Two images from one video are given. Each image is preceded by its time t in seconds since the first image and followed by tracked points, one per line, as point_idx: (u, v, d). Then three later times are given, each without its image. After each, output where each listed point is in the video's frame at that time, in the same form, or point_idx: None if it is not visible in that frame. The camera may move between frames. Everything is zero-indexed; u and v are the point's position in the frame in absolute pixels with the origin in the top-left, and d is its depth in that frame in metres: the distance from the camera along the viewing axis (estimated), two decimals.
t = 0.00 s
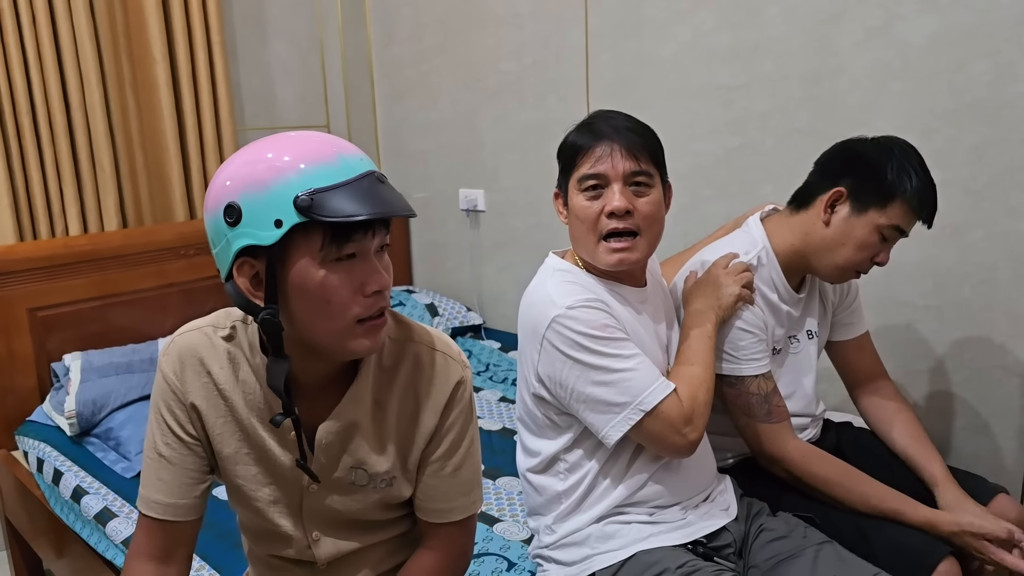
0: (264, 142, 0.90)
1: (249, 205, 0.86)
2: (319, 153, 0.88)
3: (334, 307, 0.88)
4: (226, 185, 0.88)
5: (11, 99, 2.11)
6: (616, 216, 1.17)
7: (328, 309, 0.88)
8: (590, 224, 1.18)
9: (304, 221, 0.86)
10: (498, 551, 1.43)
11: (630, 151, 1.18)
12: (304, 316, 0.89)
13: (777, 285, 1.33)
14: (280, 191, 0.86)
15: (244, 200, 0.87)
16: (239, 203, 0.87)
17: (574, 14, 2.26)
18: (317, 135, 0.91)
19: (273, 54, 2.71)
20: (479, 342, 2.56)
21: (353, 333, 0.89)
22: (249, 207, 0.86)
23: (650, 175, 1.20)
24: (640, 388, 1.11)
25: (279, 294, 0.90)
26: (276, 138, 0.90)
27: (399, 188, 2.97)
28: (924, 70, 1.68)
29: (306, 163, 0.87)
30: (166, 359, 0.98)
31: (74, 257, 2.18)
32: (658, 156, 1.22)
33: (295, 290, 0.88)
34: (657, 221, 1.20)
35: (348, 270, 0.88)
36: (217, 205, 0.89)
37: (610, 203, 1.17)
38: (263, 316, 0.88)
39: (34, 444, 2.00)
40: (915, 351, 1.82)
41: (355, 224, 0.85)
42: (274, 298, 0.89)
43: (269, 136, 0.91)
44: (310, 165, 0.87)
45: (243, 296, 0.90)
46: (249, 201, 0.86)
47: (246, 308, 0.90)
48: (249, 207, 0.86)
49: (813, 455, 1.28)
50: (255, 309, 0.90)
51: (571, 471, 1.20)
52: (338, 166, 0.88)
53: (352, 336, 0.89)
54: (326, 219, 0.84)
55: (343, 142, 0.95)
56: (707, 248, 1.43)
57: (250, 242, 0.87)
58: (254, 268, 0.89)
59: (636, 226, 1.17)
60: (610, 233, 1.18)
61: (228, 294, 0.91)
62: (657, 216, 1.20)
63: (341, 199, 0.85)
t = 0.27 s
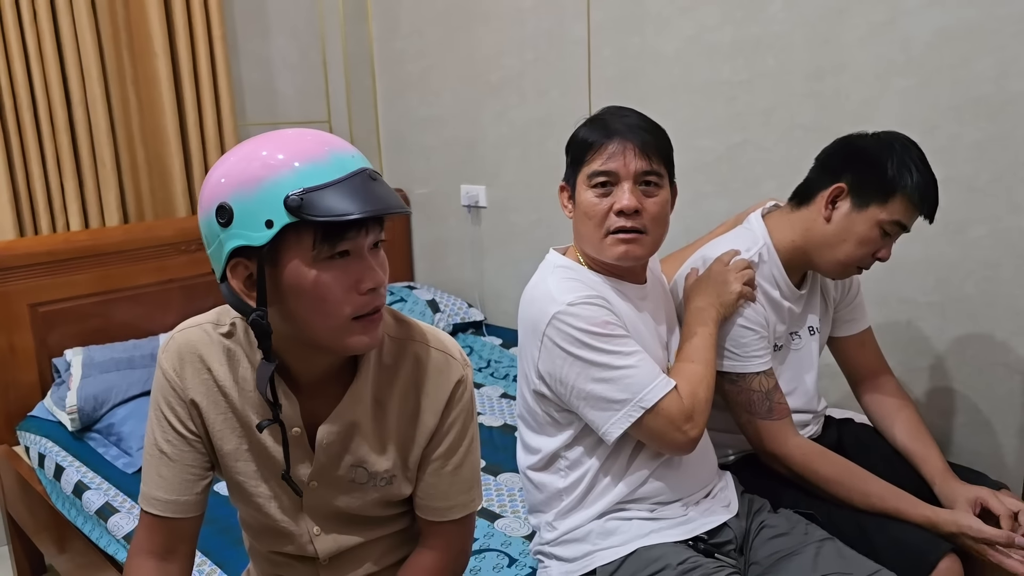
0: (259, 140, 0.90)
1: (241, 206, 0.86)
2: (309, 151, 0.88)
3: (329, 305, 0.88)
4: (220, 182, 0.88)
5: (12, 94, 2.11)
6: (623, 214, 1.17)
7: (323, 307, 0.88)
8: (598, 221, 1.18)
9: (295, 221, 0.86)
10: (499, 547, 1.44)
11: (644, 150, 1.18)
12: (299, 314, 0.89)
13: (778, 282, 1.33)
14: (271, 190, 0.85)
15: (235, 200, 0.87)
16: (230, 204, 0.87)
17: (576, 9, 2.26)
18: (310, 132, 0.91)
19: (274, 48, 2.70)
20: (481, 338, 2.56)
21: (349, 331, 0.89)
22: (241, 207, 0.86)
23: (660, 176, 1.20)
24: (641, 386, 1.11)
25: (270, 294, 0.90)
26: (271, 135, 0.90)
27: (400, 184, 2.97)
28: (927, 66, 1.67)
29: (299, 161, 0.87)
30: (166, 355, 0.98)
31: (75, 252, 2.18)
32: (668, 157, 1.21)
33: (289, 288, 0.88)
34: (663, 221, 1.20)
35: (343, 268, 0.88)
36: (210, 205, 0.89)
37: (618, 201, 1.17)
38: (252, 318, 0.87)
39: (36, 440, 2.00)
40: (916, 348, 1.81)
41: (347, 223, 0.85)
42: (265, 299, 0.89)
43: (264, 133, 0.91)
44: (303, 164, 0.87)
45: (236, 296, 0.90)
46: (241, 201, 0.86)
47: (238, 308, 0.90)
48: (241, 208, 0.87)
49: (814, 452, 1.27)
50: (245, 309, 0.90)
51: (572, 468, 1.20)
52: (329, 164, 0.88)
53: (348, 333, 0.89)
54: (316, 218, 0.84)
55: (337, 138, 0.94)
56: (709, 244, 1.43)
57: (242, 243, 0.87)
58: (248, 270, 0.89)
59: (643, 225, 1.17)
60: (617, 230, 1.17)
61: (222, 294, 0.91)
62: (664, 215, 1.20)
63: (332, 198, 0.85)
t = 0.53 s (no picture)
0: (252, 133, 0.89)
1: (228, 202, 0.86)
2: (296, 146, 0.87)
3: (317, 302, 0.87)
4: (214, 175, 0.88)
5: (11, 88, 2.10)
6: (627, 209, 1.16)
7: (310, 303, 0.87)
8: (601, 215, 1.18)
9: (279, 218, 0.85)
10: (499, 542, 1.43)
11: (647, 145, 1.17)
12: (290, 310, 0.88)
13: (781, 277, 1.33)
14: (257, 186, 0.85)
15: (222, 196, 0.86)
16: (218, 200, 0.87)
17: (578, 3, 2.25)
18: (301, 126, 0.91)
19: (275, 42, 2.69)
20: (481, 333, 2.56)
21: (338, 327, 0.89)
22: (227, 203, 0.86)
23: (664, 170, 1.19)
24: (643, 381, 1.10)
25: (258, 290, 0.90)
26: (264, 129, 0.90)
27: (401, 179, 2.96)
28: (930, 61, 1.67)
29: (290, 155, 0.86)
30: (163, 347, 0.98)
31: (75, 246, 2.17)
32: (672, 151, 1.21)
33: (277, 285, 0.88)
34: (666, 217, 1.19)
35: (330, 264, 0.87)
36: (199, 200, 0.89)
37: (622, 196, 1.16)
38: (242, 313, 0.88)
39: (35, 434, 2.00)
40: (918, 344, 1.81)
41: (333, 219, 0.84)
42: (252, 295, 0.89)
43: (258, 127, 0.91)
44: (296, 159, 0.86)
45: (225, 293, 0.91)
46: (227, 198, 0.86)
47: (227, 304, 0.91)
48: (227, 204, 0.86)
49: (815, 449, 1.27)
50: (234, 305, 0.90)
51: (573, 463, 1.19)
52: (316, 159, 0.87)
53: (337, 329, 0.89)
54: (300, 213, 0.83)
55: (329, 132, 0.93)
56: (711, 239, 1.42)
57: (229, 240, 0.87)
58: (237, 266, 0.89)
59: (646, 221, 1.17)
60: (620, 226, 1.17)
61: (212, 292, 0.91)
62: (667, 209, 1.19)
63: (318, 193, 0.84)
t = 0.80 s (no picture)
0: (246, 128, 0.89)
1: (216, 198, 0.86)
2: (286, 143, 0.87)
3: (305, 300, 0.87)
4: (208, 170, 0.87)
5: (10, 82, 2.10)
6: (632, 207, 1.16)
7: (297, 302, 0.87)
8: (605, 211, 1.17)
9: (266, 216, 0.85)
10: (498, 537, 1.43)
11: (654, 142, 1.17)
12: (278, 308, 0.88)
13: (783, 272, 1.32)
14: (244, 184, 0.85)
15: (211, 193, 0.86)
16: (207, 196, 0.87)
17: None
18: (293, 122, 0.90)
19: (274, 37, 2.69)
20: (481, 329, 2.55)
21: (326, 326, 0.88)
22: (216, 199, 0.86)
23: (669, 168, 1.19)
24: (643, 377, 1.10)
25: (247, 287, 0.90)
26: (259, 124, 0.89)
27: (400, 175, 2.95)
28: (931, 56, 1.66)
29: (280, 152, 0.86)
30: (159, 341, 0.98)
31: (74, 241, 2.17)
32: (678, 149, 1.21)
33: (263, 283, 0.87)
34: (669, 216, 1.19)
35: (317, 263, 0.87)
36: (191, 195, 0.89)
37: (628, 193, 1.16)
38: (227, 310, 0.87)
39: (35, 429, 1.99)
40: (919, 340, 1.80)
41: (319, 217, 0.84)
42: (238, 293, 0.89)
43: (252, 122, 0.90)
44: (286, 156, 0.85)
45: (215, 290, 0.91)
46: (216, 194, 0.86)
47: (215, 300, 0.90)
48: (215, 201, 0.86)
49: (815, 444, 1.27)
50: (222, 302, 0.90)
51: (572, 458, 1.19)
52: (305, 157, 0.86)
53: (325, 328, 0.88)
54: (286, 213, 0.83)
55: (323, 128, 0.92)
56: (711, 234, 1.41)
57: (217, 236, 0.87)
58: (227, 261, 0.89)
59: (650, 218, 1.16)
60: (624, 222, 1.16)
61: (202, 288, 0.91)
62: (671, 207, 1.19)
63: (305, 191, 0.84)
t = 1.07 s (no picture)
0: (251, 124, 0.89)
1: (219, 192, 0.86)
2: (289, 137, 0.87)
3: (305, 295, 0.87)
4: (215, 166, 0.87)
5: (12, 80, 2.10)
6: (639, 203, 1.16)
7: (297, 299, 0.87)
8: (611, 208, 1.17)
9: (268, 209, 0.85)
10: (501, 535, 1.43)
11: (661, 139, 1.17)
12: (278, 302, 0.88)
13: (786, 269, 1.32)
14: (246, 177, 0.85)
15: (214, 187, 0.86)
16: (209, 190, 0.87)
17: None
18: (297, 118, 0.90)
19: (277, 35, 2.69)
20: (483, 327, 2.55)
21: (326, 321, 0.88)
22: (218, 192, 0.86)
23: (675, 165, 1.19)
24: (648, 374, 1.10)
25: (248, 281, 0.90)
26: (264, 120, 0.89)
27: (403, 173, 2.95)
28: (933, 54, 1.66)
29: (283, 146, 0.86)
30: (161, 338, 0.98)
31: (76, 239, 2.17)
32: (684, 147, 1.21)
33: (264, 277, 0.87)
34: (675, 214, 1.19)
35: (318, 257, 0.87)
36: (194, 190, 0.89)
37: (634, 190, 1.16)
38: (226, 304, 0.87)
39: (37, 427, 2.00)
40: (921, 338, 1.80)
41: (321, 210, 0.84)
42: (238, 286, 0.88)
43: (256, 118, 0.90)
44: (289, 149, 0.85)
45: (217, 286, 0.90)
46: (219, 188, 0.86)
47: (215, 294, 0.90)
48: (218, 195, 0.86)
49: (816, 443, 1.26)
50: (221, 296, 0.89)
51: (575, 457, 1.19)
52: (308, 150, 0.86)
53: (325, 323, 0.88)
54: (288, 205, 0.83)
55: (326, 124, 0.93)
56: (714, 232, 1.41)
57: (219, 230, 0.87)
58: (229, 256, 0.89)
59: (657, 216, 1.16)
60: (630, 219, 1.16)
61: (204, 282, 0.91)
62: (677, 205, 1.19)
63: (307, 184, 0.84)
